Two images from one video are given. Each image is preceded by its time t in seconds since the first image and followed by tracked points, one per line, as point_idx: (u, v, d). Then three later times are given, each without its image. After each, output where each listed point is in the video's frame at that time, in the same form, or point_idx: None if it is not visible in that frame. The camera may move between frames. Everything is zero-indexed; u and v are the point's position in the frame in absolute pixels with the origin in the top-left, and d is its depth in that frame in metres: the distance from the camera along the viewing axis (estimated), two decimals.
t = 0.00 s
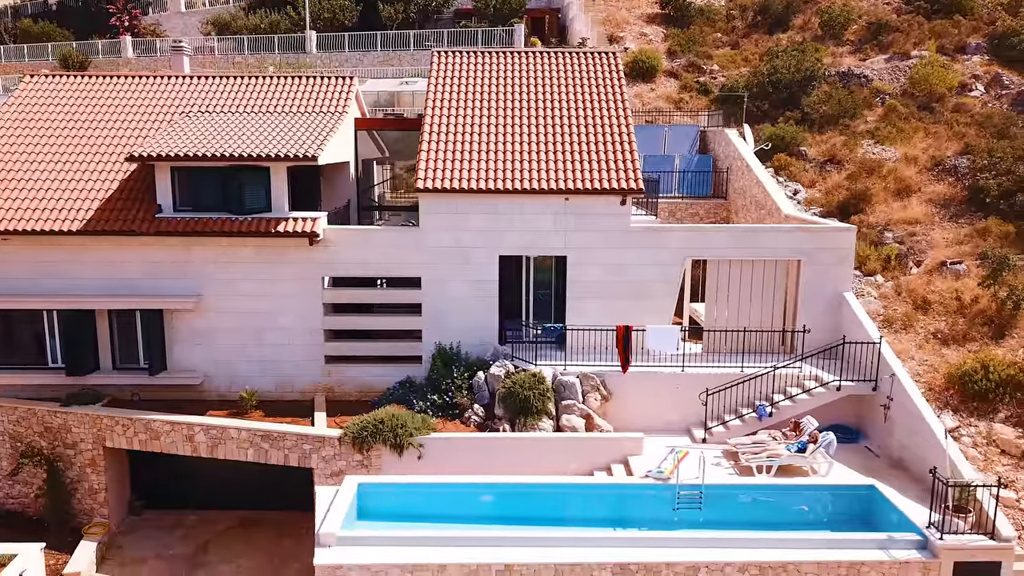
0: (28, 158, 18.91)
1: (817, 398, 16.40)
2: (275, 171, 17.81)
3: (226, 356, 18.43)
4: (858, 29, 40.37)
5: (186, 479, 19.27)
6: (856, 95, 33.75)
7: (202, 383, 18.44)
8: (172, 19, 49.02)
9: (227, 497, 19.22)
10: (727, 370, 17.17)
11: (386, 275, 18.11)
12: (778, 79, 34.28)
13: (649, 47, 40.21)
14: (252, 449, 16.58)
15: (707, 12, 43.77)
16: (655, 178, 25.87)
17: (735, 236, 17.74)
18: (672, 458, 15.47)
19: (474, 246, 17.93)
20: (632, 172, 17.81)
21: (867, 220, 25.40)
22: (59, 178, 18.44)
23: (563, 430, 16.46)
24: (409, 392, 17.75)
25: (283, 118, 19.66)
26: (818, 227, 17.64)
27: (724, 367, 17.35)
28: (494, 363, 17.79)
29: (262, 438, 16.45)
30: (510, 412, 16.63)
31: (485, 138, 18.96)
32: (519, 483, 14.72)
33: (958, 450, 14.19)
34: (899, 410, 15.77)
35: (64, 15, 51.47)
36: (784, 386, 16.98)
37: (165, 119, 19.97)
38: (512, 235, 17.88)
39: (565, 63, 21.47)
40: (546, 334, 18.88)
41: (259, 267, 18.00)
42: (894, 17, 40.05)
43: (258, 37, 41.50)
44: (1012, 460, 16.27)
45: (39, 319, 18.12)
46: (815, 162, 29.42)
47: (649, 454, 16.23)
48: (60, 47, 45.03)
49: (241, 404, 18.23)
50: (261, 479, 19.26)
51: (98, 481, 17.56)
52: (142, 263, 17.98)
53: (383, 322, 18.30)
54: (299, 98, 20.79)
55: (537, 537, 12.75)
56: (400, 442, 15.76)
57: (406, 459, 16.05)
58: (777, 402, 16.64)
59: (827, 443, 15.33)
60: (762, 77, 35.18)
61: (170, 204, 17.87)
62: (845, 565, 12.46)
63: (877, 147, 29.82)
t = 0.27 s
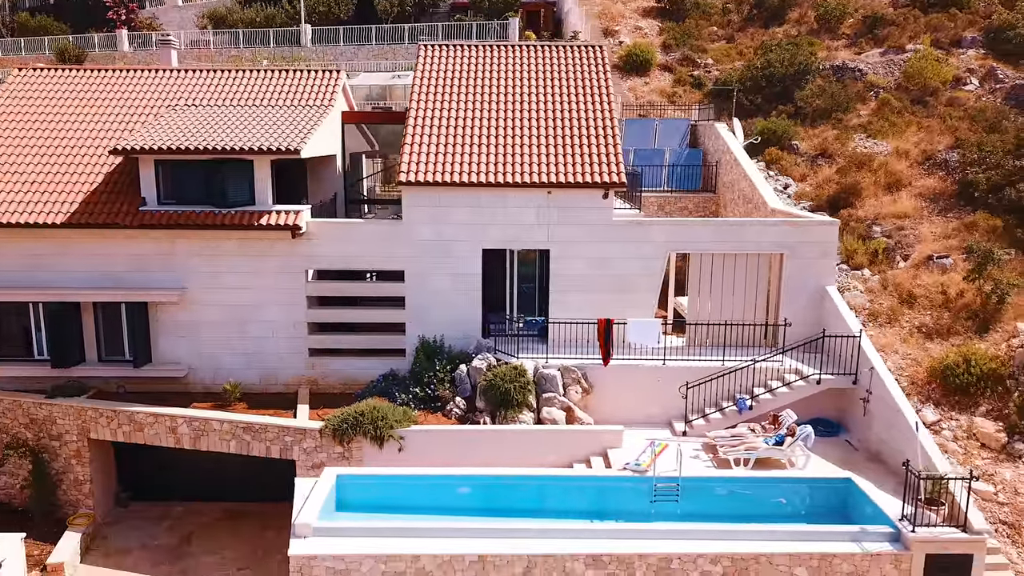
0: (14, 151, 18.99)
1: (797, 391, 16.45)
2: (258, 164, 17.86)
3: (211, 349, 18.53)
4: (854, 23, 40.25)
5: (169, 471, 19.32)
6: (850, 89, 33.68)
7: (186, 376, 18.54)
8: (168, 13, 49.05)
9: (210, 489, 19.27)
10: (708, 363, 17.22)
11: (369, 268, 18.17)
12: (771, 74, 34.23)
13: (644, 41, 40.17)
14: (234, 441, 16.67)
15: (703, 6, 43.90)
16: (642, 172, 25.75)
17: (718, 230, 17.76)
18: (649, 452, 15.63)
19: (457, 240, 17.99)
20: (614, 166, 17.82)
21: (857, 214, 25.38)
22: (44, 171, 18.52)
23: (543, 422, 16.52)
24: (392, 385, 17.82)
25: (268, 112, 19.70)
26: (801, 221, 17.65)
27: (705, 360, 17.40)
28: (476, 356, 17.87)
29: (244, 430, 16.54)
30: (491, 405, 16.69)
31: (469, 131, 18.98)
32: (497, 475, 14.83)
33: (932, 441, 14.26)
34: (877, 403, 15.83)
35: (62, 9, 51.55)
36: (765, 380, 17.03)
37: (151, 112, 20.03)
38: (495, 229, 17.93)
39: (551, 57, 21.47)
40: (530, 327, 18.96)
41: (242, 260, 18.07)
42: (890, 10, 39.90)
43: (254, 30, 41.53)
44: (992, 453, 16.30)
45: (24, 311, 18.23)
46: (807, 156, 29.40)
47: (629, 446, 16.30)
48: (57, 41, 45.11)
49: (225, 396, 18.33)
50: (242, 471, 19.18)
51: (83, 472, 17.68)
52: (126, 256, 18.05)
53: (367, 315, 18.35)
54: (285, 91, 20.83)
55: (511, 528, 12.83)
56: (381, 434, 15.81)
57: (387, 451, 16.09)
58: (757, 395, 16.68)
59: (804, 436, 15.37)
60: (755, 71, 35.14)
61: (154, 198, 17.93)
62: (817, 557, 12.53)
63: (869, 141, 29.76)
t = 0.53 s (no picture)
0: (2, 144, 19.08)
1: (778, 384, 16.50)
2: (243, 157, 17.92)
3: (197, 341, 18.63)
4: (850, 17, 40.15)
5: (155, 462, 19.42)
6: (844, 83, 33.61)
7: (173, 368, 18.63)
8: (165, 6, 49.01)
9: (196, 480, 19.39)
10: (690, 356, 17.29)
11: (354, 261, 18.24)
12: (765, 67, 34.18)
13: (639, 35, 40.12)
14: (218, 433, 16.77)
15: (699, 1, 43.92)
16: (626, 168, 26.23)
17: (701, 224, 17.78)
18: (629, 444, 15.67)
19: (441, 233, 18.03)
20: (598, 159, 17.83)
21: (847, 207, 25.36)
22: (31, 163, 18.60)
23: (525, 415, 16.60)
24: (376, 377, 17.90)
25: (255, 105, 19.75)
26: (785, 215, 17.65)
27: (687, 353, 17.48)
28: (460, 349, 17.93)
29: (228, 422, 16.64)
30: (473, 397, 16.76)
31: (454, 125, 19.00)
32: (476, 467, 14.86)
33: (909, 434, 14.31)
34: (858, 397, 15.87)
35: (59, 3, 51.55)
36: (747, 373, 17.08)
37: (139, 105, 20.09)
38: (479, 222, 17.97)
39: (539, 51, 21.48)
40: (514, 320, 19.03)
41: (227, 253, 18.14)
42: (887, 3, 39.79)
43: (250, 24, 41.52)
44: (973, 447, 16.34)
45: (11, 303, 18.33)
46: (799, 150, 29.37)
47: (610, 439, 16.36)
48: (53, 34, 45.13)
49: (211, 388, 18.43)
50: (227, 462, 19.29)
51: (69, 463, 17.80)
52: (112, 249, 18.13)
53: (352, 308, 18.44)
54: (273, 85, 20.86)
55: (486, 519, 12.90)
56: (362, 426, 15.90)
57: (369, 443, 16.19)
58: (739, 388, 16.75)
59: (783, 429, 15.44)
60: (750, 64, 35.08)
61: (139, 191, 18.00)
62: (790, 549, 12.59)
63: (861, 135, 29.71)
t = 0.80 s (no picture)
0: None
1: (761, 377, 16.55)
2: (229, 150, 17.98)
3: (185, 333, 18.73)
4: (847, 10, 40.02)
5: (144, 454, 19.57)
6: (840, 76, 33.52)
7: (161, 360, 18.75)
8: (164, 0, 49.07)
9: (184, 471, 19.52)
10: (673, 349, 17.37)
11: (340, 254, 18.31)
12: (761, 61, 34.10)
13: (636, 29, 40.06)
14: (204, 425, 16.88)
15: None
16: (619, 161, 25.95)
17: (687, 217, 17.80)
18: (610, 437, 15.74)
19: (426, 226, 18.08)
20: (583, 153, 17.85)
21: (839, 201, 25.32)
22: (19, 156, 18.70)
23: (508, 407, 16.67)
24: (362, 369, 17.98)
25: (242, 98, 19.80)
26: (769, 208, 17.66)
27: (671, 346, 17.54)
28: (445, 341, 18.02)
29: (213, 413, 16.74)
30: (457, 390, 16.83)
31: (440, 118, 19.03)
32: (457, 459, 14.95)
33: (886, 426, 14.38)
34: (839, 390, 15.93)
35: None
36: (730, 366, 17.13)
37: (127, 98, 20.16)
38: (464, 215, 18.01)
39: (528, 45, 21.49)
40: (500, 314, 19.09)
41: (214, 245, 18.23)
42: None
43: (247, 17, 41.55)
44: (956, 440, 16.35)
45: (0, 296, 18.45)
46: (792, 144, 29.32)
47: (592, 432, 16.43)
48: (52, 28, 45.23)
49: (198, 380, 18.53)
50: (215, 454, 19.45)
51: (57, 454, 17.94)
52: (100, 241, 18.23)
53: (339, 301, 18.52)
54: (261, 78, 20.91)
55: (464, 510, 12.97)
56: (346, 419, 15.98)
57: (352, 435, 16.28)
58: (722, 381, 16.81)
59: (764, 422, 15.49)
60: (746, 58, 35.00)
61: (127, 183, 18.08)
62: (765, 540, 12.64)
63: (856, 129, 29.63)
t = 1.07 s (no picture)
0: None
1: (744, 370, 16.59)
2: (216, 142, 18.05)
3: (173, 326, 18.84)
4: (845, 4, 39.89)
5: (134, 445, 19.75)
6: (835, 69, 33.45)
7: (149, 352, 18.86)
8: None
9: (172, 463, 19.67)
10: (657, 342, 17.43)
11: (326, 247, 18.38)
12: (756, 54, 34.02)
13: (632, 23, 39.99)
14: (190, 416, 17.00)
15: None
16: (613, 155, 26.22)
17: (672, 211, 17.82)
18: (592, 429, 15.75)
19: (413, 219, 18.13)
20: (569, 146, 17.87)
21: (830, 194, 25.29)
22: (7, 149, 18.78)
23: (492, 399, 16.74)
24: (348, 361, 18.07)
25: (231, 91, 19.85)
26: (755, 202, 17.67)
27: (655, 339, 17.61)
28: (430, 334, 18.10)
29: (199, 405, 16.85)
30: (442, 381, 16.87)
31: (428, 111, 19.06)
32: (438, 450, 14.97)
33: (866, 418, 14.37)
34: (821, 383, 15.95)
35: None
36: (714, 359, 17.18)
37: (116, 92, 20.23)
38: (450, 208, 18.06)
39: (517, 39, 21.51)
40: (487, 306, 19.17)
41: (202, 238, 18.31)
42: None
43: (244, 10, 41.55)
44: (938, 434, 16.38)
45: None
46: (786, 137, 29.27)
47: (575, 424, 16.50)
48: (51, 22, 45.28)
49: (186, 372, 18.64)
50: (203, 446, 19.62)
51: (46, 445, 18.07)
52: (88, 234, 18.32)
53: (326, 294, 18.62)
54: (251, 72, 20.95)
55: (441, 501, 13.06)
56: (330, 410, 16.08)
57: (337, 426, 16.38)
58: (705, 374, 16.87)
59: (746, 414, 15.54)
60: (741, 51, 34.91)
61: (114, 176, 18.17)
62: (741, 532, 12.71)
63: (849, 123, 29.56)
